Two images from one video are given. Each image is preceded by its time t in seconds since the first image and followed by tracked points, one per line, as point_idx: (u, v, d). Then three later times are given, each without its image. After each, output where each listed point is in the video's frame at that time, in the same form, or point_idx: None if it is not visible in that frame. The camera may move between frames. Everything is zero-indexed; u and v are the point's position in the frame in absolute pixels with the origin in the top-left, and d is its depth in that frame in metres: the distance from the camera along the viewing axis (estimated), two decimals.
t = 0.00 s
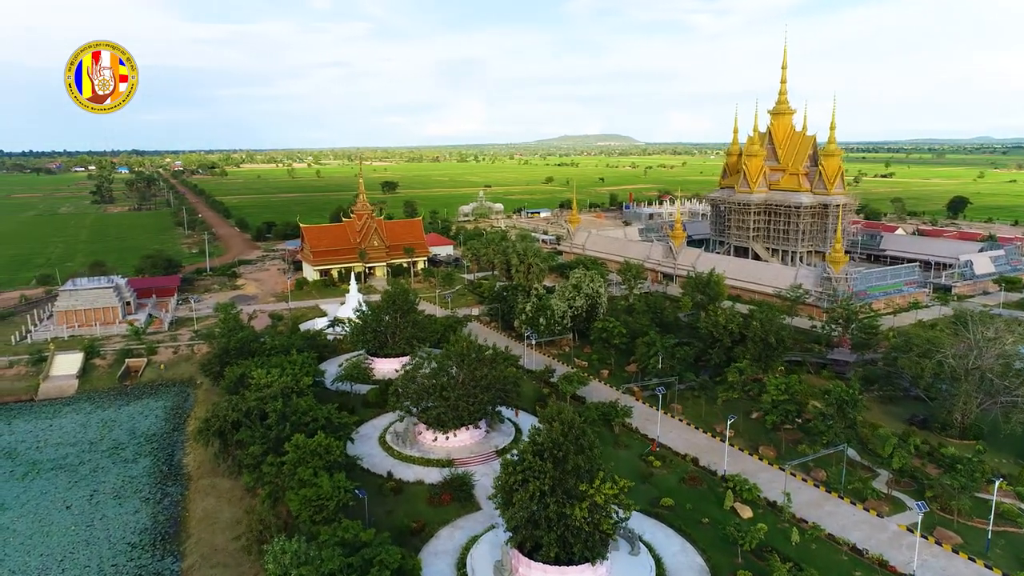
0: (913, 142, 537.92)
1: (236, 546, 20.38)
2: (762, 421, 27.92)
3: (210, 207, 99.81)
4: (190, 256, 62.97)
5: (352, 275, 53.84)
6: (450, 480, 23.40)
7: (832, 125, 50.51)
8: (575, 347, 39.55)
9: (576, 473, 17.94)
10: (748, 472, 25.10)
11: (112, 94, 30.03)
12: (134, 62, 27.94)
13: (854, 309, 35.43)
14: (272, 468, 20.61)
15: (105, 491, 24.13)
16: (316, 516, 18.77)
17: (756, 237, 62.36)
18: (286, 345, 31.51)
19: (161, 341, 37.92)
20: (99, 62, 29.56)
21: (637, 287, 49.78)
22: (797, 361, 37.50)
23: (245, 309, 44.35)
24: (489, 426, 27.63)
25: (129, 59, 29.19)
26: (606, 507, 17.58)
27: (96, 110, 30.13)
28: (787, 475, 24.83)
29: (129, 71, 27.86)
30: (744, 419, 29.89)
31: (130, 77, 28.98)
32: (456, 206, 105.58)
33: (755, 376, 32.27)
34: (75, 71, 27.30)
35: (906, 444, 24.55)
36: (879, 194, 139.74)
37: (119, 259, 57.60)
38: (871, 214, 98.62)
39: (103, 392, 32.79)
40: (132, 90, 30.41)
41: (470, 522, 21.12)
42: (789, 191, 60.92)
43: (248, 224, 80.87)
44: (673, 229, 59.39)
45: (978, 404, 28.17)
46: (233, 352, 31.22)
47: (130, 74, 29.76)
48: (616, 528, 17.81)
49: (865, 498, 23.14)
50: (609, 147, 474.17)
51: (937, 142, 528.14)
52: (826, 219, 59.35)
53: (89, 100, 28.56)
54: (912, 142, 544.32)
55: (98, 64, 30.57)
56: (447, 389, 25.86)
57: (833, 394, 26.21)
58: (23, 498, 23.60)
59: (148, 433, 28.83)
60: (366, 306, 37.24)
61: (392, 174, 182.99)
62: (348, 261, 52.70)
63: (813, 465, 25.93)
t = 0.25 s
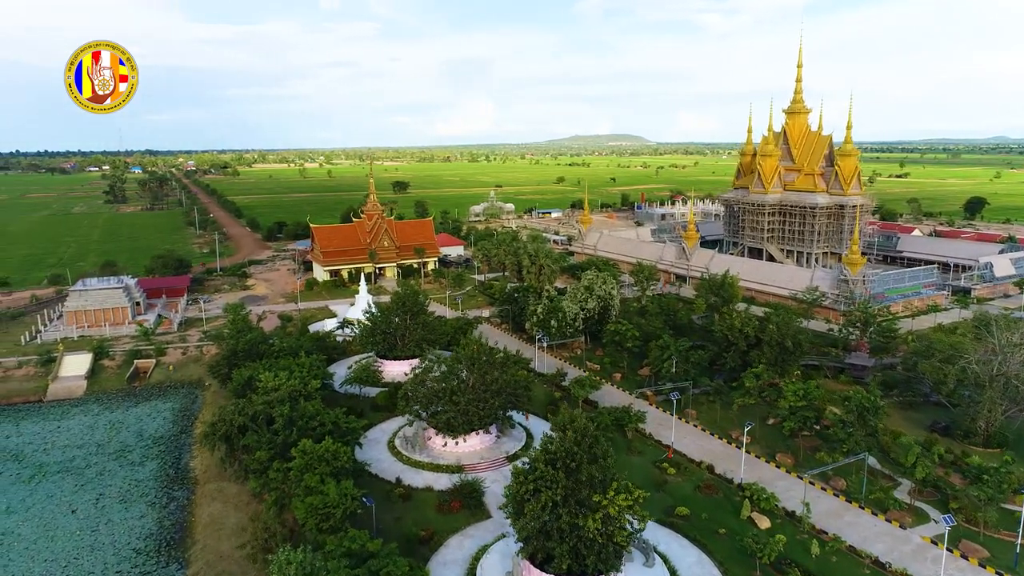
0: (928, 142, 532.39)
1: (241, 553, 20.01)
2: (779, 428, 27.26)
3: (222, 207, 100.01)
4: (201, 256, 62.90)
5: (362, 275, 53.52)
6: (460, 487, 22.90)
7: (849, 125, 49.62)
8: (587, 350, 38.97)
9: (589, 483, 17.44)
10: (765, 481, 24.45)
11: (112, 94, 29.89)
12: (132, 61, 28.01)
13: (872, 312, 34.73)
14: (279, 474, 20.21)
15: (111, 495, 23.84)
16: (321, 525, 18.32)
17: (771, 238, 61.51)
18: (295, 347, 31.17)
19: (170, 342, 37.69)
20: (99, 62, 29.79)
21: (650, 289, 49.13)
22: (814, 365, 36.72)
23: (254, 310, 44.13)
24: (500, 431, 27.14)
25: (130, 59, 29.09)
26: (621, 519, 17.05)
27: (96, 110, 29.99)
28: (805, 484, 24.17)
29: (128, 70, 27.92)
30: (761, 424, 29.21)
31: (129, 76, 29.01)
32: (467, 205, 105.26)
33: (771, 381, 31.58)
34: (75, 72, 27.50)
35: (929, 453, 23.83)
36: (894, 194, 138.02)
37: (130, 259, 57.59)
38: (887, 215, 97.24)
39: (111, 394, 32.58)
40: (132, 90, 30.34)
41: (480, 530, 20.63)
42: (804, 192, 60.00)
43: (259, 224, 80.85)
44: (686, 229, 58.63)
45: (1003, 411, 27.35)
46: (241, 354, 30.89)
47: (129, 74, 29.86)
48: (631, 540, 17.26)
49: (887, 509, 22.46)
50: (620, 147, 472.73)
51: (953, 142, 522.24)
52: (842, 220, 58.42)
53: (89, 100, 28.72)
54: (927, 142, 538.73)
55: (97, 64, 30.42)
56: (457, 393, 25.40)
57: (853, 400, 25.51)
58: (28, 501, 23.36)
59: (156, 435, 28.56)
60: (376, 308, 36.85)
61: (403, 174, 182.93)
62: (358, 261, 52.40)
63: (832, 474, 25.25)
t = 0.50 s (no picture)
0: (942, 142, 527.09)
1: (246, 560, 19.66)
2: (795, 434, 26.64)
3: (233, 207, 100.24)
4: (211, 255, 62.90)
5: (371, 276, 53.23)
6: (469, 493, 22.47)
7: (864, 124, 48.82)
8: (598, 352, 38.47)
9: (602, 493, 17.00)
10: (781, 489, 23.86)
11: (112, 94, 30.25)
12: (131, 61, 28.73)
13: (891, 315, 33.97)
14: (284, 480, 19.86)
15: (117, 499, 23.58)
16: (326, 533, 17.94)
17: (784, 239, 60.72)
18: (302, 349, 30.86)
19: (178, 343, 37.50)
20: (99, 61, 30.35)
21: (661, 291, 48.54)
22: (830, 369, 36.00)
23: (263, 311, 43.92)
24: (509, 435, 26.68)
25: (129, 58, 29.43)
26: (633, 530, 16.57)
27: (96, 110, 30.31)
28: (822, 492, 23.55)
29: (127, 70, 28.69)
30: (776, 430, 28.60)
31: (129, 75, 29.50)
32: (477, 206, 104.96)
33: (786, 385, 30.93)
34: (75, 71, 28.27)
35: (951, 462, 23.18)
36: (909, 195, 136.47)
37: (139, 259, 57.62)
38: (902, 216, 95.97)
39: (118, 395, 32.38)
40: (132, 90, 30.63)
41: (489, 538, 20.19)
42: (818, 193, 59.15)
43: (269, 224, 80.87)
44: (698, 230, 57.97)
45: None
46: (249, 356, 30.60)
47: (129, 73, 30.39)
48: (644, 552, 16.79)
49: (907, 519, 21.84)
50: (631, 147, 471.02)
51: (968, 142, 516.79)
52: (856, 221, 57.56)
53: (87, 98, 29.17)
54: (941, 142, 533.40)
55: (97, 64, 30.68)
56: (466, 397, 24.95)
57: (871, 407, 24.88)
58: (33, 504, 23.14)
59: (162, 438, 28.31)
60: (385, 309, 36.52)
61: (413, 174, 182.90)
62: (367, 262, 52.13)
63: (850, 482, 24.63)
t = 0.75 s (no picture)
0: (960, 142, 520.72)
1: (251, 569, 19.23)
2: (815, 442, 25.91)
3: (245, 207, 100.48)
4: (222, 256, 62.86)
5: (382, 277, 52.87)
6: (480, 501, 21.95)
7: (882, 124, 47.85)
8: (611, 356, 37.86)
9: (617, 506, 16.43)
10: (801, 499, 23.14)
11: (112, 94, 30.12)
12: (130, 61, 28.77)
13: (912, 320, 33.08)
14: (291, 487, 19.42)
15: (123, 503, 23.26)
16: (333, 543, 17.47)
17: (800, 241, 59.78)
18: (312, 351, 30.50)
19: (188, 344, 37.28)
20: (99, 61, 30.37)
21: (675, 293, 47.80)
22: (848, 374, 35.12)
23: (273, 312, 43.66)
24: (521, 441, 26.12)
25: (129, 58, 29.39)
26: (650, 544, 15.98)
27: (96, 110, 30.23)
28: (844, 504, 22.83)
29: (127, 70, 28.74)
30: (794, 438, 27.87)
31: (129, 75, 29.50)
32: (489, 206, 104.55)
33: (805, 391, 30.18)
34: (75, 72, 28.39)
35: (978, 474, 22.39)
36: (926, 195, 134.59)
37: (151, 259, 57.62)
38: (920, 217, 94.44)
39: (127, 396, 32.13)
40: (132, 89, 30.54)
41: (500, 549, 19.67)
42: (835, 194, 58.14)
43: (281, 224, 80.87)
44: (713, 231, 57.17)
45: None
46: (258, 359, 30.25)
47: (129, 73, 30.41)
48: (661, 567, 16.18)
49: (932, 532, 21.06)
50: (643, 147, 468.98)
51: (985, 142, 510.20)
52: (874, 222, 56.53)
53: (87, 98, 29.18)
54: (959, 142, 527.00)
55: (97, 64, 30.61)
56: (477, 403, 24.42)
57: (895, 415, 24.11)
58: (39, 508, 22.87)
59: (170, 440, 28.01)
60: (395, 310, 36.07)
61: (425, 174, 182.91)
62: (378, 263, 51.78)
63: (872, 493, 23.87)
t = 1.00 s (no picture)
0: (975, 142, 515.20)
1: None
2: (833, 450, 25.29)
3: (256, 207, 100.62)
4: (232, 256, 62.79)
5: (392, 277, 52.57)
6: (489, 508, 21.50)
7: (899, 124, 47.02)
8: (623, 358, 37.33)
9: (631, 518, 15.97)
10: (819, 509, 22.55)
11: (112, 94, 30.08)
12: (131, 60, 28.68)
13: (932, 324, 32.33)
14: (297, 493, 19.07)
15: (128, 507, 23.00)
16: (339, 552, 17.08)
17: (814, 242, 58.95)
18: (320, 353, 30.18)
19: (196, 345, 37.10)
20: (100, 61, 30.36)
21: (688, 294, 47.18)
22: (865, 379, 34.37)
23: (282, 313, 43.44)
24: (531, 446, 25.65)
25: (129, 58, 29.31)
26: (664, 557, 15.49)
27: (96, 110, 30.14)
28: (863, 513, 22.21)
29: (128, 70, 28.65)
30: (811, 444, 27.23)
31: (130, 74, 29.40)
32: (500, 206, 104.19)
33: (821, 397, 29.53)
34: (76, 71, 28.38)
35: (1002, 484, 21.73)
36: (941, 196, 133.00)
37: (161, 259, 57.61)
38: (935, 218, 93.12)
39: (135, 398, 31.97)
40: (132, 89, 30.47)
41: (510, 557, 19.23)
42: (850, 194, 57.27)
43: (292, 224, 80.83)
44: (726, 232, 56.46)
45: None
46: (266, 361, 29.95)
47: (130, 73, 30.35)
48: None
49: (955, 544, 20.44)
50: (654, 147, 467.31)
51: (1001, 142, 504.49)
52: (890, 224, 55.63)
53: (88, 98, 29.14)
54: (974, 142, 521.46)
55: (97, 64, 30.57)
56: (486, 407, 23.98)
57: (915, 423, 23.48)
58: (44, 511, 22.65)
59: (177, 443, 27.76)
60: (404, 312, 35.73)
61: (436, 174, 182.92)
62: (387, 263, 51.49)
63: (892, 503, 23.24)
